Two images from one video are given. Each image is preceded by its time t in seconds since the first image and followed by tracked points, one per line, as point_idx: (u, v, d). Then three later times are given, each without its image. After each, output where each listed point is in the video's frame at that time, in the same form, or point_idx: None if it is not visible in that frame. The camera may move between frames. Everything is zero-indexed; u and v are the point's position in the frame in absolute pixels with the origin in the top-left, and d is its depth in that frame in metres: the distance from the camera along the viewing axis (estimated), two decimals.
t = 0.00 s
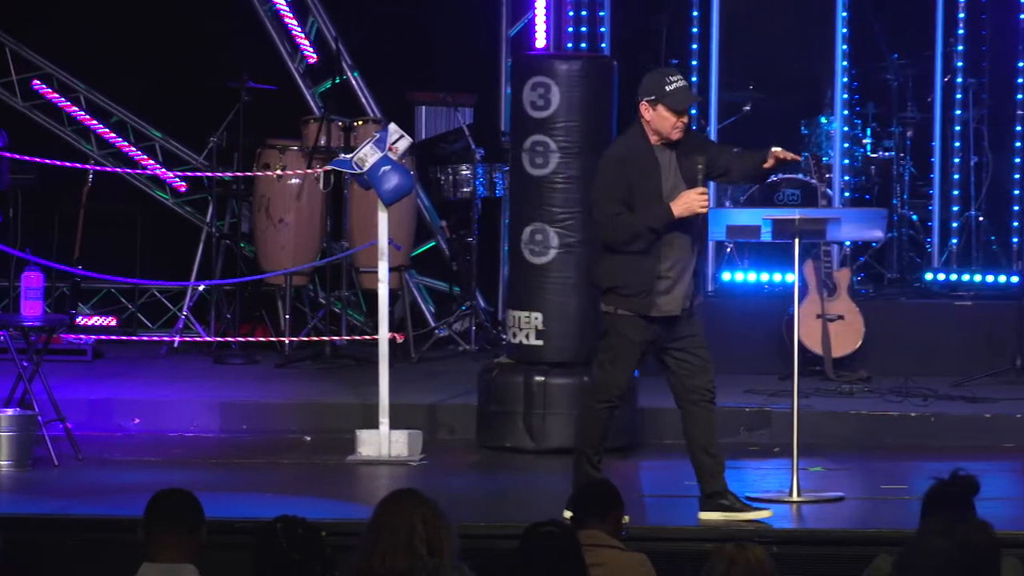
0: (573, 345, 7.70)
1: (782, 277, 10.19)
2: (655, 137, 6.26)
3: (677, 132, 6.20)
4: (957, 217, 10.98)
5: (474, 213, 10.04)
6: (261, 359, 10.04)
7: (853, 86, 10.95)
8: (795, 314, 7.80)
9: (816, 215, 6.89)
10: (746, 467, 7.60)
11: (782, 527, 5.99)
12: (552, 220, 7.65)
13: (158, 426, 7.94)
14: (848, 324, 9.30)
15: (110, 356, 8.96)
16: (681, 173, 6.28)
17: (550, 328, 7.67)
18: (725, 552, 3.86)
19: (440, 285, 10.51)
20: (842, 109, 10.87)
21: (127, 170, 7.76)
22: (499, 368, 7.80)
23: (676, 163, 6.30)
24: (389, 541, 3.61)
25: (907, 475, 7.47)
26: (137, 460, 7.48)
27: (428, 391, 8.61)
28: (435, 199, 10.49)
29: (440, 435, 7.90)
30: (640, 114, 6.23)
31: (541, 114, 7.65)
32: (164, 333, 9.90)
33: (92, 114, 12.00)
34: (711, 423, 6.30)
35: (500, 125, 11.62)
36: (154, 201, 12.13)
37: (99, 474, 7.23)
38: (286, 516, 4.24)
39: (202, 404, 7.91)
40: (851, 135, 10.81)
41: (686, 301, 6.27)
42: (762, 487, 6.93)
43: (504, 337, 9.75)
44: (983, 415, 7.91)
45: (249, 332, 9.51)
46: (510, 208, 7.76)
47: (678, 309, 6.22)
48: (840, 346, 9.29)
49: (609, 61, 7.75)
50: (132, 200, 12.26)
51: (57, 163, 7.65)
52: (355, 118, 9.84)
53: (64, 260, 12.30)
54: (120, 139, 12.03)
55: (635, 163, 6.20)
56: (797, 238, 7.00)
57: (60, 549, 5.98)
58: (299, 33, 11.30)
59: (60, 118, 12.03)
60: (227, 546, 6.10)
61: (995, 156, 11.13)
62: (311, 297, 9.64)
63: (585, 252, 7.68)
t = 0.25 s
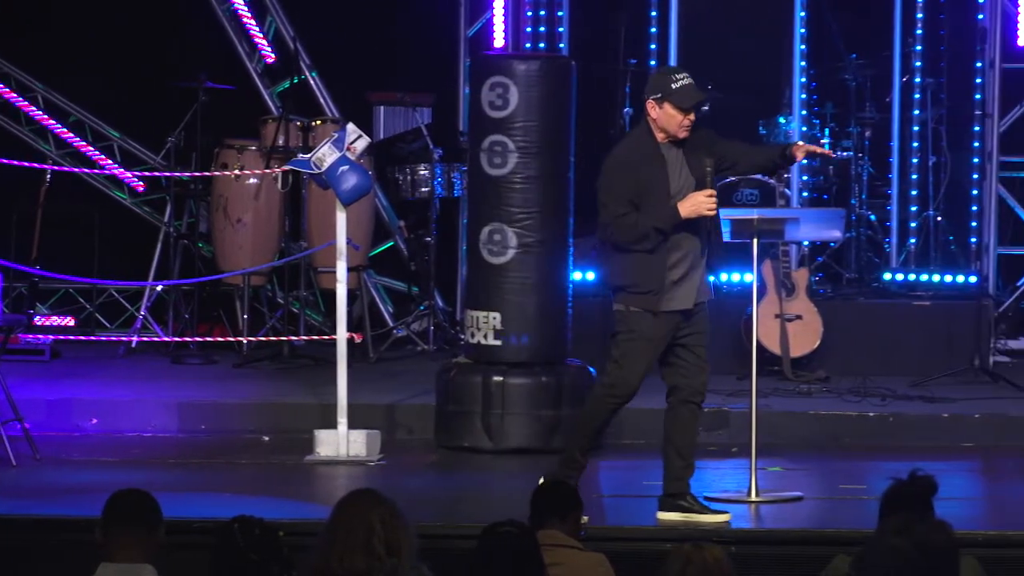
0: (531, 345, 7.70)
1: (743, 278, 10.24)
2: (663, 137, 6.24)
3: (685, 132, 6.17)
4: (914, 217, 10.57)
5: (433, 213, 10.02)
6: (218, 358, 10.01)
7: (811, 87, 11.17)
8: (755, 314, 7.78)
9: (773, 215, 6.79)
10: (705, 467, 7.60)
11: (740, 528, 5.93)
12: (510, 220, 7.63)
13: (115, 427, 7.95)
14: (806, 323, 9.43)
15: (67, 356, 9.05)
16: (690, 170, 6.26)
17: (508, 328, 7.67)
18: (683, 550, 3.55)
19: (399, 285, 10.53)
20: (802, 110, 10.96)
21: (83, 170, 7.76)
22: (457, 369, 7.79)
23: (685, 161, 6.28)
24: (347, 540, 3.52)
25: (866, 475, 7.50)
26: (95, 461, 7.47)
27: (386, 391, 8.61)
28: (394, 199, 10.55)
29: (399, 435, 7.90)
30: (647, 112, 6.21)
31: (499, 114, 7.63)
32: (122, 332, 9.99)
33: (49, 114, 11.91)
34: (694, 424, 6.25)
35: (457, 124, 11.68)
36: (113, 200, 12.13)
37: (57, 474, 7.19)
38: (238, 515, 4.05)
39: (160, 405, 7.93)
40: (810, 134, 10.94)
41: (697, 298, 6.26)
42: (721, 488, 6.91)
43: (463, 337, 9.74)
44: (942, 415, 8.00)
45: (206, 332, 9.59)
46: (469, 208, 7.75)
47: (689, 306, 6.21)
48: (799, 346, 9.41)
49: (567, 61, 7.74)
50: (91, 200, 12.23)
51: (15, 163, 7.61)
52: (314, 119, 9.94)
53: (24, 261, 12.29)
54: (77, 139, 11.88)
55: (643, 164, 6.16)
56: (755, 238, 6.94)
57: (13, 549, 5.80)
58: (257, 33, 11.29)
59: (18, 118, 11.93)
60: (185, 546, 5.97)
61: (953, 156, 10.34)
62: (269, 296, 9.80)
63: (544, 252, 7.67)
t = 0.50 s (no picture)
0: (492, 345, 7.71)
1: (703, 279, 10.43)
2: (655, 131, 6.12)
3: (676, 124, 6.03)
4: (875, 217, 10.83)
5: (394, 213, 10.13)
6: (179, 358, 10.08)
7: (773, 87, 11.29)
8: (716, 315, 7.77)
9: (735, 214, 6.62)
10: (667, 467, 7.60)
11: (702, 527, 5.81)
12: (471, 220, 7.63)
13: (77, 427, 7.97)
14: (767, 323, 9.45)
15: (28, 357, 9.12)
16: (685, 166, 6.14)
17: (469, 328, 7.67)
18: (644, 552, 3.61)
19: (360, 286, 10.69)
20: (762, 109, 11.23)
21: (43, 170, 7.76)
22: (418, 369, 7.78)
23: (681, 158, 6.15)
24: (309, 538, 3.53)
25: (827, 475, 7.48)
26: (57, 460, 7.44)
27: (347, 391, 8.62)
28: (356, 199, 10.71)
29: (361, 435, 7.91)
30: (639, 105, 6.09)
31: (460, 114, 7.63)
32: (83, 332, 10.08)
33: (9, 112, 11.67)
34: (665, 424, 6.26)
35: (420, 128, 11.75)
36: (72, 199, 12.08)
37: (18, 474, 7.14)
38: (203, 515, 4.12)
39: (121, 404, 7.96)
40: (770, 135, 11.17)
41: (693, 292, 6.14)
42: (682, 487, 6.88)
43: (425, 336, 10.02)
44: (902, 415, 8.10)
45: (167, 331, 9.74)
46: (430, 208, 7.74)
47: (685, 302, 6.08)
48: (761, 346, 9.39)
49: (528, 60, 7.74)
50: (50, 198, 12.14)
51: None
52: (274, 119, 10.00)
53: None
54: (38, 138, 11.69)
55: (635, 161, 6.05)
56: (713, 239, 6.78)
57: None
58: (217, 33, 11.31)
59: None
60: (146, 546, 5.86)
61: (915, 155, 10.67)
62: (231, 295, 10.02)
63: (504, 252, 7.68)
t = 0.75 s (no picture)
0: (458, 345, 7.71)
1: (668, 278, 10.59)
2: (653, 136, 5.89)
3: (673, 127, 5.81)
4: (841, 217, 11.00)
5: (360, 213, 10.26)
6: (144, 358, 10.17)
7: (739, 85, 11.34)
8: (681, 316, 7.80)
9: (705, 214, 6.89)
10: (634, 467, 7.61)
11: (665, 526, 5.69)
12: (437, 220, 7.63)
13: (42, 426, 7.99)
14: (733, 323, 9.61)
15: None
16: (679, 170, 5.90)
17: (435, 328, 7.67)
18: (606, 550, 3.43)
19: (326, 286, 10.87)
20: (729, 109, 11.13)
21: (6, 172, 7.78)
22: (384, 369, 7.78)
23: (675, 161, 5.91)
24: (275, 540, 3.46)
25: (794, 475, 7.45)
26: (23, 460, 7.43)
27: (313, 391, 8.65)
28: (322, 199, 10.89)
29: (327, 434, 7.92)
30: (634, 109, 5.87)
31: (426, 114, 7.62)
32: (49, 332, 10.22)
33: None
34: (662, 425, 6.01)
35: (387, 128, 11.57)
36: (36, 199, 12.07)
37: None
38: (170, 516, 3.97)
39: (87, 404, 7.98)
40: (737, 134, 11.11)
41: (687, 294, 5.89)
42: (648, 488, 6.86)
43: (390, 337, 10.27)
44: (869, 415, 8.14)
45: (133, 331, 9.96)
46: (396, 208, 7.74)
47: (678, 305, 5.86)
48: (726, 346, 9.59)
49: (494, 60, 7.74)
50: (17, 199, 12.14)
51: None
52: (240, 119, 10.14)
53: None
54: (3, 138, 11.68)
55: (627, 163, 5.81)
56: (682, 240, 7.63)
57: None
58: (183, 33, 11.33)
59: None
60: (112, 546, 5.76)
61: (880, 155, 10.92)
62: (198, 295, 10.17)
63: (470, 252, 7.68)
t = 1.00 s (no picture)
0: (425, 345, 7.70)
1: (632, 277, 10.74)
2: (654, 142, 5.75)
3: (675, 132, 5.67)
4: (809, 217, 11.12)
5: (326, 213, 10.59)
6: (112, 358, 10.47)
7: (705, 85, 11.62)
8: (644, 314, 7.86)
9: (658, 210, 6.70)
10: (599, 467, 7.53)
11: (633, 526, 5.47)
12: (403, 220, 7.62)
13: (9, 427, 8.03)
14: (700, 323, 9.84)
15: None
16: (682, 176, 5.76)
17: (402, 327, 7.66)
18: (574, 550, 3.30)
19: (292, 286, 11.13)
20: (694, 110, 11.46)
21: None
22: (350, 368, 7.77)
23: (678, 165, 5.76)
24: (240, 539, 3.34)
25: (761, 474, 7.30)
26: None
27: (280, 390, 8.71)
28: (288, 200, 11.16)
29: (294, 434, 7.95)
30: (634, 117, 5.76)
31: (392, 113, 7.61)
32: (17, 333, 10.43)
33: None
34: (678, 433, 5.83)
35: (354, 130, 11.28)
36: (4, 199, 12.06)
37: None
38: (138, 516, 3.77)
39: (53, 404, 8.03)
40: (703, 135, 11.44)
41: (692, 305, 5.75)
42: (615, 487, 6.73)
43: (355, 335, 10.60)
44: (835, 414, 8.17)
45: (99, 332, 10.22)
46: (362, 208, 7.74)
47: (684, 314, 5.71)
48: (692, 345, 9.81)
49: (460, 60, 7.75)
50: None
51: None
52: (206, 120, 10.39)
53: None
54: None
55: (629, 170, 5.72)
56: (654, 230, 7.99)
57: None
58: (150, 33, 11.38)
59: None
60: (79, 547, 5.50)
61: (847, 155, 11.22)
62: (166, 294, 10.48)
63: (436, 252, 7.67)
